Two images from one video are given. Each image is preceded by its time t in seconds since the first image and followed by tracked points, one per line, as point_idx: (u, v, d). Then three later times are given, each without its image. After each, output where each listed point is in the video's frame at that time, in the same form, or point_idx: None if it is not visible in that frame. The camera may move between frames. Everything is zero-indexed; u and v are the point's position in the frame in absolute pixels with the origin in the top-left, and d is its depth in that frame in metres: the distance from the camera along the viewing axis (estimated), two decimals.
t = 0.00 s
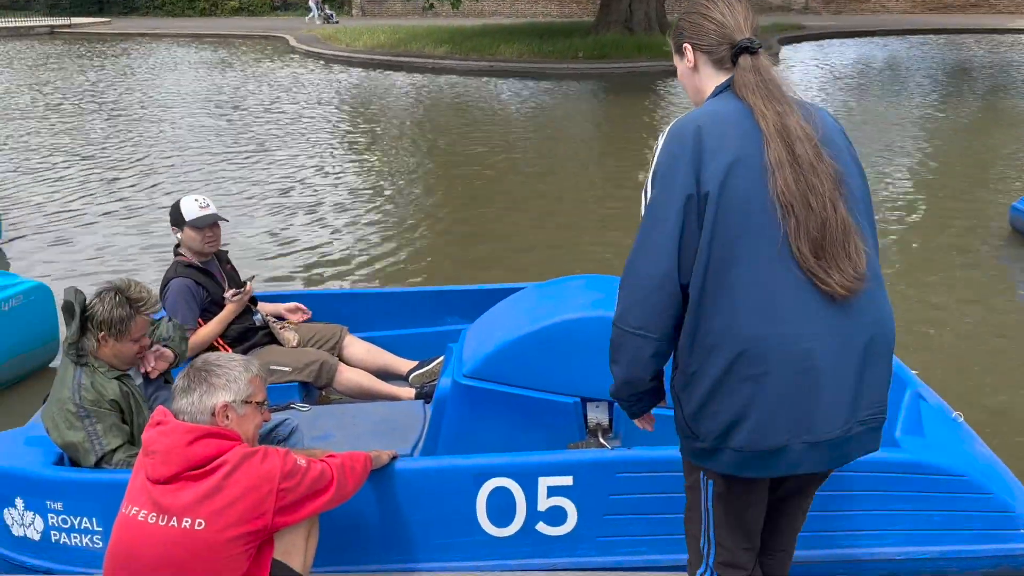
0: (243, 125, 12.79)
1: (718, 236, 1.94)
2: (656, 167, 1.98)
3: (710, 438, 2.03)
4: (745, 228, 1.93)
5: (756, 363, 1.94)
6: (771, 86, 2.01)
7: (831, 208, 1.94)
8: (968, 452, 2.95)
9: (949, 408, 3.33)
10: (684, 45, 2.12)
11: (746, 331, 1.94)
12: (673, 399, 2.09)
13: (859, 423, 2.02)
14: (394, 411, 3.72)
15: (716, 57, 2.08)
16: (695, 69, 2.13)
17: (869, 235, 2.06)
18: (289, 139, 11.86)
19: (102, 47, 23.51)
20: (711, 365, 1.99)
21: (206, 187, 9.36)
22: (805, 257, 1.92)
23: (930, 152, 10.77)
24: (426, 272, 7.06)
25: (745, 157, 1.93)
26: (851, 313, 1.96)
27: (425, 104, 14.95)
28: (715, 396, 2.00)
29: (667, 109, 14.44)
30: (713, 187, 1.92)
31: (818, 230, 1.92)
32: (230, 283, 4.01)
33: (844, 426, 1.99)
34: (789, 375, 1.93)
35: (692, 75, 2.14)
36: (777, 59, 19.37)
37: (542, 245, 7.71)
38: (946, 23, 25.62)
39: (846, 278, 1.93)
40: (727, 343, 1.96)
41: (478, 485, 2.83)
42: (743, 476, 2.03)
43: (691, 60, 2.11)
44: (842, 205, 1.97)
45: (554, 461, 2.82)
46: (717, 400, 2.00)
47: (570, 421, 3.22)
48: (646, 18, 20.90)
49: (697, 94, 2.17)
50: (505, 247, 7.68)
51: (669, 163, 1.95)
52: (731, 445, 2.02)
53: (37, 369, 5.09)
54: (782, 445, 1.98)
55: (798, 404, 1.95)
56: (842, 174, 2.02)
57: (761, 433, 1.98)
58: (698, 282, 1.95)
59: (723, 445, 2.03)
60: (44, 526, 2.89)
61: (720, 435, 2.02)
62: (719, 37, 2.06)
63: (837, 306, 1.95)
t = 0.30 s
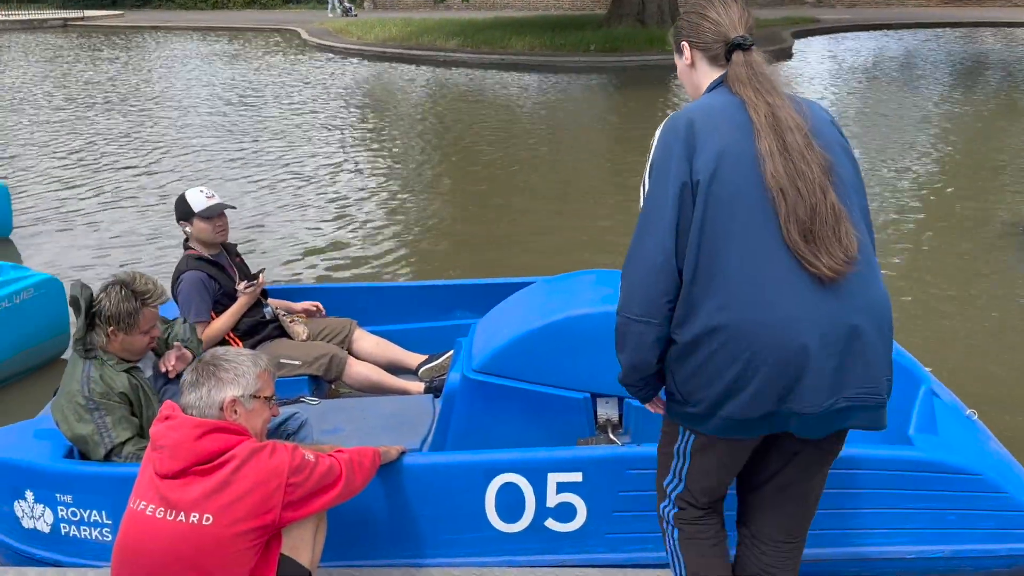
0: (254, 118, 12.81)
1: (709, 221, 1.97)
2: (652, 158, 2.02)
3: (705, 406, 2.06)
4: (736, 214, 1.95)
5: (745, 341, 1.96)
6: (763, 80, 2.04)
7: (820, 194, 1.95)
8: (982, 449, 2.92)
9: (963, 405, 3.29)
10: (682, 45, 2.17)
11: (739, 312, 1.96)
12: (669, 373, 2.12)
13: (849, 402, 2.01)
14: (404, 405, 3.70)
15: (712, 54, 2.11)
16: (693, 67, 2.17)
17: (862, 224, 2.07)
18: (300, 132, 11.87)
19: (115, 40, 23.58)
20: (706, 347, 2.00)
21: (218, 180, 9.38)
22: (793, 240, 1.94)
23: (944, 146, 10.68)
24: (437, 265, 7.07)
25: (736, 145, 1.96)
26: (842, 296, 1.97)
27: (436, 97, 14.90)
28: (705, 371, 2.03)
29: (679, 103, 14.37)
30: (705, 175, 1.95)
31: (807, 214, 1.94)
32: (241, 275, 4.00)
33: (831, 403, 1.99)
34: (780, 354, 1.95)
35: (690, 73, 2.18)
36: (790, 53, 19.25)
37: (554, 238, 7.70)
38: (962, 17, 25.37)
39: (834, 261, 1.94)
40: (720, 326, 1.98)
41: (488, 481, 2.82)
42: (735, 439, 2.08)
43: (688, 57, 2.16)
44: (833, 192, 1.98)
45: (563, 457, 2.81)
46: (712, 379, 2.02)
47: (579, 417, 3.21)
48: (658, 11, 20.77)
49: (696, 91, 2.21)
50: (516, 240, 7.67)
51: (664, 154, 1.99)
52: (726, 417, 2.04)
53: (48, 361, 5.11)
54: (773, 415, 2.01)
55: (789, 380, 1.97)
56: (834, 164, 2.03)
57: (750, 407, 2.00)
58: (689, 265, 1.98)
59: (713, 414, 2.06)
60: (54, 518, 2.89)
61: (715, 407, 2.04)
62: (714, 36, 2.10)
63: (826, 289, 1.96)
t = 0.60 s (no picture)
0: (265, 112, 12.84)
1: (681, 213, 1.99)
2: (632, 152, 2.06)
3: (684, 396, 2.07)
4: (706, 206, 1.97)
5: (714, 330, 1.98)
6: (741, 76, 2.05)
7: (788, 187, 1.96)
8: (996, 448, 2.89)
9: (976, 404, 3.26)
10: (667, 43, 2.18)
11: (708, 302, 1.97)
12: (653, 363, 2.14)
13: (816, 391, 2.02)
14: (413, 401, 3.69)
15: (696, 53, 2.12)
16: (677, 67, 2.18)
17: (838, 218, 2.06)
18: (310, 126, 11.88)
19: (126, 33, 23.63)
20: (680, 337, 2.02)
21: (229, 174, 9.40)
22: (760, 232, 1.95)
23: (957, 142, 10.63)
24: (446, 259, 7.07)
25: (709, 138, 1.98)
26: (809, 289, 1.98)
27: (445, 91, 14.89)
28: (682, 360, 2.04)
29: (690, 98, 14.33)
30: (677, 168, 1.98)
31: (774, 206, 1.95)
32: (251, 269, 4.01)
33: (798, 391, 2.00)
34: (747, 344, 1.97)
35: (675, 72, 2.20)
36: (802, 48, 19.14)
37: (563, 233, 7.70)
38: (975, 11, 25.18)
39: (797, 251, 1.95)
40: (691, 316, 1.99)
41: (497, 477, 2.81)
42: (716, 431, 2.08)
43: (674, 57, 2.17)
44: (802, 186, 1.99)
45: (572, 454, 2.80)
46: (688, 369, 2.04)
47: (589, 414, 3.20)
48: (669, 6, 20.68)
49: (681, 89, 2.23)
50: (525, 235, 7.68)
51: (642, 147, 2.03)
52: (704, 408, 2.05)
53: (58, 355, 5.12)
54: (745, 405, 2.02)
55: (758, 370, 1.98)
56: (807, 158, 2.03)
57: (724, 396, 2.01)
58: (664, 254, 2.01)
59: (695, 406, 2.07)
60: (64, 511, 2.91)
61: (692, 396, 2.06)
62: (700, 36, 2.11)
63: (792, 280, 1.97)
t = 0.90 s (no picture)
0: (274, 107, 12.85)
1: (674, 198, 1.97)
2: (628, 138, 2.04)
3: (676, 384, 2.05)
4: (700, 190, 1.96)
5: (703, 315, 1.96)
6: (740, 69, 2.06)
7: (777, 169, 1.96)
8: (1006, 447, 2.87)
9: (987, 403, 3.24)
10: (669, 38, 2.17)
11: (700, 286, 1.96)
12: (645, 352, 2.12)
13: (799, 375, 2.01)
14: (421, 396, 3.69)
15: (701, 46, 2.15)
16: (685, 60, 2.17)
17: (827, 205, 2.05)
18: (318, 121, 11.88)
19: (135, 27, 23.67)
20: (670, 321, 2.00)
21: (238, 168, 9.42)
22: (750, 216, 1.94)
23: (968, 139, 10.57)
24: (454, 254, 7.07)
25: (699, 123, 1.97)
26: (798, 273, 1.97)
27: (454, 86, 14.86)
28: (673, 348, 2.02)
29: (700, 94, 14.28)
30: (672, 152, 1.96)
31: (762, 187, 1.94)
32: (260, 262, 4.00)
33: (780, 376, 1.99)
34: (736, 328, 1.95)
35: (675, 67, 2.18)
36: (812, 44, 19.05)
37: (571, 228, 7.69)
38: (987, 8, 25.01)
39: (782, 231, 1.94)
40: (681, 300, 1.97)
41: (506, 472, 2.81)
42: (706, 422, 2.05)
43: (683, 51, 2.16)
44: (792, 169, 1.98)
45: (580, 449, 2.80)
46: (679, 355, 2.02)
47: (598, 409, 3.19)
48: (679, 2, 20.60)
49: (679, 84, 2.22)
50: (533, 230, 7.67)
51: (637, 134, 2.02)
52: (695, 395, 2.03)
53: (67, 349, 5.14)
54: (733, 392, 2.00)
55: (747, 355, 1.97)
56: (800, 147, 2.03)
57: (713, 383, 2.00)
58: (653, 242, 1.98)
59: (687, 395, 2.05)
60: (74, 504, 2.92)
61: (683, 383, 2.04)
62: (700, 29, 2.14)
63: (778, 262, 1.96)
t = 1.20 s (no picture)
0: (282, 103, 12.87)
1: (691, 200, 1.96)
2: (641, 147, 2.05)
3: (698, 386, 2.04)
4: (716, 194, 1.95)
5: (724, 317, 1.95)
6: (750, 73, 2.06)
7: (795, 169, 1.96)
8: (1014, 451, 2.85)
9: (995, 404, 3.22)
10: (677, 46, 2.16)
11: (718, 288, 1.95)
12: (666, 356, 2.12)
13: (825, 375, 2.00)
14: (428, 395, 3.69)
15: (703, 51, 2.14)
16: (690, 68, 2.16)
17: (843, 204, 2.05)
18: (326, 117, 11.90)
19: (146, 23, 23.72)
20: (691, 325, 1.99)
21: (246, 164, 9.44)
22: (767, 217, 1.94)
23: (977, 137, 10.54)
24: (461, 250, 7.08)
25: (714, 125, 1.97)
26: (817, 270, 1.96)
27: (462, 83, 14.87)
28: (693, 351, 2.01)
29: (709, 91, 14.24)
30: (687, 157, 1.95)
31: (780, 188, 1.94)
32: (268, 261, 4.01)
33: (806, 376, 1.98)
34: (757, 330, 1.95)
35: (683, 74, 2.18)
36: (821, 41, 18.98)
37: (579, 225, 7.69)
38: (997, 6, 24.87)
39: (802, 231, 1.93)
40: (701, 303, 1.97)
41: (513, 472, 2.81)
42: (730, 423, 2.04)
43: (686, 58, 2.15)
44: (808, 170, 1.98)
45: (590, 450, 2.79)
46: (700, 358, 2.01)
47: (605, 408, 3.18)
48: None
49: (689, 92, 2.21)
50: (540, 226, 7.67)
51: (652, 140, 2.02)
52: (717, 397, 2.03)
53: (77, 344, 5.17)
54: (757, 392, 1.99)
55: (769, 354, 1.97)
56: (814, 148, 2.03)
57: (736, 384, 1.99)
58: (672, 246, 1.98)
59: (709, 397, 2.04)
60: (84, 500, 2.93)
61: (706, 385, 2.03)
62: (702, 36, 2.14)
63: (797, 261, 1.95)
